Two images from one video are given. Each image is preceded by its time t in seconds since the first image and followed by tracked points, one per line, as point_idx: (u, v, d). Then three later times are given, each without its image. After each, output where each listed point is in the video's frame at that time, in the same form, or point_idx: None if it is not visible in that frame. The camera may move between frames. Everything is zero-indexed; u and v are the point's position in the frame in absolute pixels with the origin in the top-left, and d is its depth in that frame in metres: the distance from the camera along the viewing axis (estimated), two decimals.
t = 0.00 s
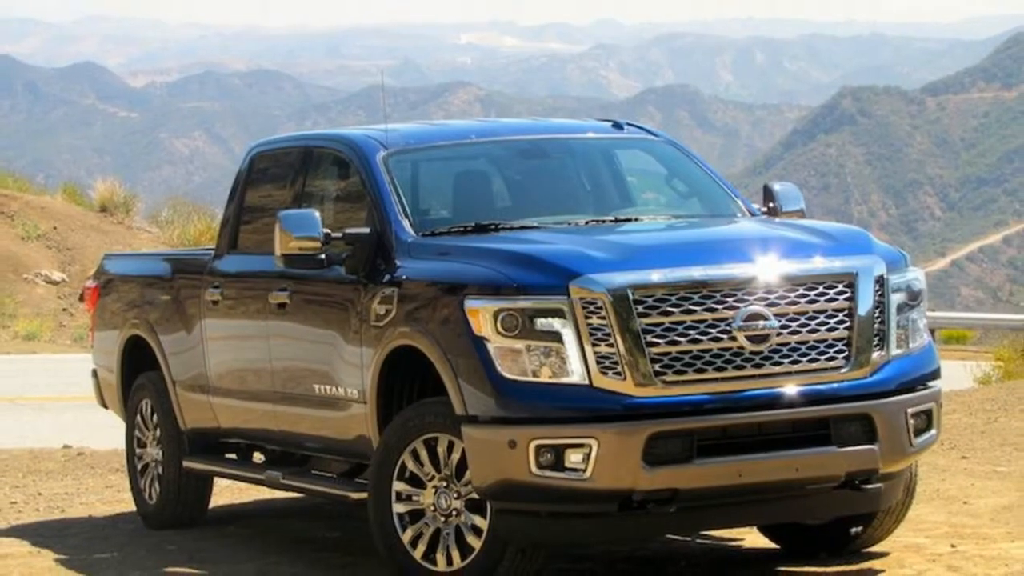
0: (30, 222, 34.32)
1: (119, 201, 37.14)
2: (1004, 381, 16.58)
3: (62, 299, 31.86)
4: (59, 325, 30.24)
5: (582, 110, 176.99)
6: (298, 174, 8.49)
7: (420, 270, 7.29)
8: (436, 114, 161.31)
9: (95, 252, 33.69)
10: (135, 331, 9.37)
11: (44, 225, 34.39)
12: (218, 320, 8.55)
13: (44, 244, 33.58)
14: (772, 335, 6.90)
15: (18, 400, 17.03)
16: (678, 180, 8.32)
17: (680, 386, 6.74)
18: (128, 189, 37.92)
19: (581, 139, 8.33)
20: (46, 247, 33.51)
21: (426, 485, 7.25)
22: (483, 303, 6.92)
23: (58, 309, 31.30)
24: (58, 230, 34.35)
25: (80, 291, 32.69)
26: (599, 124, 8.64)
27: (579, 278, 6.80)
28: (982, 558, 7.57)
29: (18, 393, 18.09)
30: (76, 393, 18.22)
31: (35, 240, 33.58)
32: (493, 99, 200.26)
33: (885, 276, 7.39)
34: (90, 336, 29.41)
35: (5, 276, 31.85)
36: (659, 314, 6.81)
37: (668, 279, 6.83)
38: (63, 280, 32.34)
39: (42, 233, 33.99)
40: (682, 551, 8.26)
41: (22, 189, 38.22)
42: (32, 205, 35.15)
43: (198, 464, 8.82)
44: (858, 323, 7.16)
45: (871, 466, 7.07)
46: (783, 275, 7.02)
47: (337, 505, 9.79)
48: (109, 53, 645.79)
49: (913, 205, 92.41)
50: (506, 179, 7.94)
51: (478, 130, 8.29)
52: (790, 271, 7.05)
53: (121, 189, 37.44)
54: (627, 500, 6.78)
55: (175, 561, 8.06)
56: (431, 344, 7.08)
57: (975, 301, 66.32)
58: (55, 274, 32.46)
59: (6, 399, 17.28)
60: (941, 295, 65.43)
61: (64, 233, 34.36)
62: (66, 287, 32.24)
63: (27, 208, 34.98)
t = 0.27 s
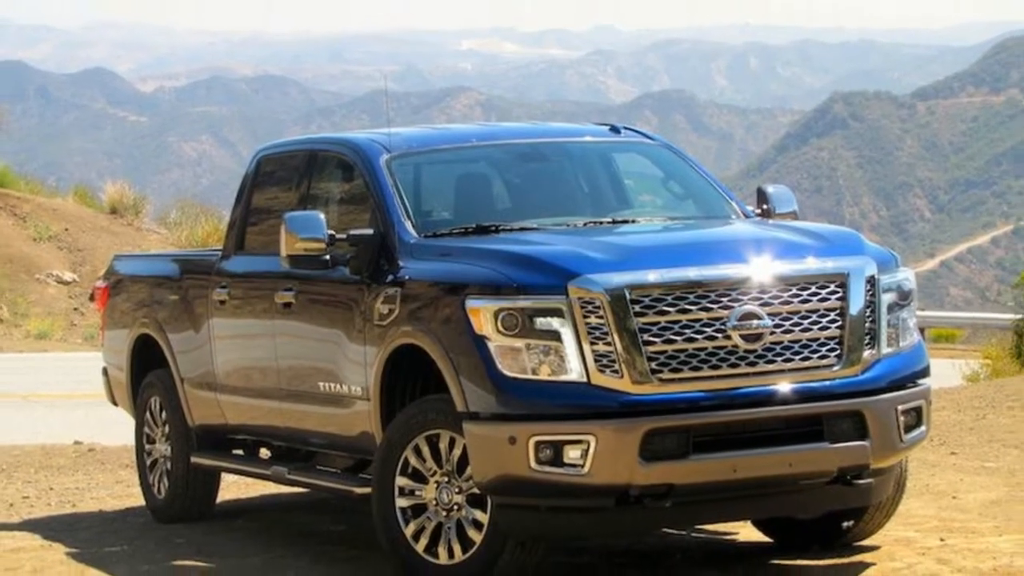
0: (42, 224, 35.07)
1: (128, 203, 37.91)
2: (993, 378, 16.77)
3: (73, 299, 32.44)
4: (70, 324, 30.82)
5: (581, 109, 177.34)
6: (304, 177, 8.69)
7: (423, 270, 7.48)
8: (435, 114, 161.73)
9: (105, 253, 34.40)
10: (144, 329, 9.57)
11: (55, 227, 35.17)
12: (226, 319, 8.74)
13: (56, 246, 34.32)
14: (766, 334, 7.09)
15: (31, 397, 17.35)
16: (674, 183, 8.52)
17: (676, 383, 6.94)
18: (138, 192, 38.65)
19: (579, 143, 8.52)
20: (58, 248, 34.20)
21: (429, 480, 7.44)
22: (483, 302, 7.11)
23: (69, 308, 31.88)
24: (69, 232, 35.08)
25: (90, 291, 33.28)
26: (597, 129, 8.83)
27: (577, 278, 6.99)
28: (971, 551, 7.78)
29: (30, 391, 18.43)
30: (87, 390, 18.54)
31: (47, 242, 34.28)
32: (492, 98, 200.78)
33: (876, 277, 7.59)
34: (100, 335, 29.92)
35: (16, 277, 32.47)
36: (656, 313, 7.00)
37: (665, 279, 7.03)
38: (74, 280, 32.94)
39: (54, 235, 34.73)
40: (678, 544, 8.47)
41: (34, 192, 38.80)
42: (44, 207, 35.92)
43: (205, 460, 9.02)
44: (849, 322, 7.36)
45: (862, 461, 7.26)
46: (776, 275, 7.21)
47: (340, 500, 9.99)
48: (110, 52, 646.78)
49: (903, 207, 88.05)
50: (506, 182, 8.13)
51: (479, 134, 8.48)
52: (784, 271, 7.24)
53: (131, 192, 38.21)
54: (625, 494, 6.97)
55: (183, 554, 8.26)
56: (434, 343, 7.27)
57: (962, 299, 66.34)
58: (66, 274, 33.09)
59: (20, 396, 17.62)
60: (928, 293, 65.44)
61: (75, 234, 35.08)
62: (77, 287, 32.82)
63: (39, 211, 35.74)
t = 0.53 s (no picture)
0: (53, 226, 35.72)
1: (138, 205, 38.62)
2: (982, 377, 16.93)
3: (84, 298, 32.95)
4: (81, 323, 31.31)
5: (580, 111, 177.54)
6: (309, 180, 8.89)
7: (424, 271, 7.68)
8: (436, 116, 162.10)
9: (115, 254, 35.00)
10: (153, 328, 9.77)
11: (66, 228, 35.84)
12: (233, 318, 8.95)
13: (67, 246, 34.95)
14: (759, 333, 7.29)
15: (42, 394, 17.66)
16: (670, 185, 8.73)
17: (671, 381, 7.14)
18: (148, 195, 39.28)
19: (579, 147, 8.72)
20: (69, 249, 34.83)
21: (431, 475, 7.64)
22: (484, 302, 7.31)
23: (80, 307, 32.40)
24: (81, 233, 35.77)
25: (101, 291, 33.82)
26: (595, 132, 9.03)
27: (575, 279, 7.19)
28: (960, 545, 8.01)
29: (41, 388, 18.73)
30: (97, 387, 18.85)
31: (58, 242, 34.93)
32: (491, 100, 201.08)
33: (866, 277, 7.80)
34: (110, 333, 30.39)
35: (29, 276, 33.01)
36: (652, 312, 7.21)
37: (660, 279, 7.23)
38: (85, 280, 33.49)
39: (65, 236, 35.40)
40: (674, 538, 8.68)
41: (45, 195, 39.31)
42: (55, 209, 36.64)
43: (213, 456, 9.23)
44: (841, 321, 7.57)
45: (853, 457, 7.47)
46: (769, 276, 7.41)
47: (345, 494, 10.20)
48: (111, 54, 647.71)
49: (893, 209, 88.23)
50: (506, 185, 8.33)
51: (479, 138, 8.68)
52: (777, 271, 7.45)
53: (140, 194, 38.92)
54: (622, 489, 7.17)
55: (192, 548, 8.48)
56: (436, 342, 7.47)
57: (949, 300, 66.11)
58: (77, 274, 33.63)
59: (33, 393, 17.93)
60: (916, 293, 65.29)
61: (86, 236, 35.76)
62: (88, 287, 33.34)
63: (50, 213, 36.44)
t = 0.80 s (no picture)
0: (65, 227, 36.66)
1: (147, 207, 39.47)
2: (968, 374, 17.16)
3: (94, 298, 33.88)
4: (92, 321, 32.17)
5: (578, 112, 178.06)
6: (314, 183, 9.10)
7: (427, 271, 7.89)
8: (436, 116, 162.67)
9: (125, 256, 36.03)
10: (162, 327, 9.99)
11: (77, 230, 36.78)
12: (240, 318, 9.16)
13: (79, 247, 35.91)
14: (753, 332, 7.51)
15: (53, 390, 17.99)
16: (666, 189, 8.95)
17: (667, 379, 7.35)
18: (157, 197, 40.20)
19: (577, 150, 8.94)
20: (80, 250, 35.80)
21: (433, 470, 7.85)
22: (485, 302, 7.53)
23: (91, 307, 33.26)
24: (91, 235, 36.73)
25: (111, 291, 34.80)
26: (593, 136, 9.24)
27: (574, 279, 7.40)
28: (948, 538, 8.25)
29: (52, 384, 19.07)
30: (107, 383, 19.19)
31: (70, 243, 35.93)
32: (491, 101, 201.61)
33: (857, 278, 8.02)
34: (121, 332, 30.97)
35: (42, 276, 33.89)
36: (649, 311, 7.42)
37: (657, 279, 7.44)
38: (95, 281, 34.43)
39: (77, 237, 36.35)
40: (670, 532, 8.90)
41: (58, 196, 40.11)
42: (67, 211, 37.53)
43: (221, 452, 9.45)
44: (832, 320, 7.78)
45: (844, 452, 7.68)
46: (762, 276, 7.63)
47: (349, 489, 10.42)
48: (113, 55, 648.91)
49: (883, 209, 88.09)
50: (507, 188, 8.54)
51: (480, 142, 8.90)
52: (770, 272, 7.66)
53: (150, 197, 39.83)
54: (619, 484, 7.38)
55: (200, 541, 8.72)
56: (438, 340, 7.68)
57: (937, 300, 66.29)
58: (88, 274, 34.60)
59: (44, 389, 18.27)
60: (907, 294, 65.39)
61: (96, 237, 36.75)
62: (98, 286, 34.32)
63: (62, 214, 37.33)
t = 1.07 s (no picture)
0: (77, 229, 37.73)
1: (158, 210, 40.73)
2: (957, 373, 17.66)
3: (106, 298, 34.94)
4: (104, 321, 33.27)
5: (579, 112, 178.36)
6: (319, 186, 9.33)
7: (429, 271, 8.12)
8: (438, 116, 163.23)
9: (135, 257, 37.16)
10: (171, 326, 10.22)
11: (88, 231, 37.90)
12: (247, 317, 9.39)
13: (90, 248, 37.01)
14: (746, 330, 7.74)
15: (65, 387, 18.35)
16: (662, 192, 9.18)
17: (662, 377, 7.58)
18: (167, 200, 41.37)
19: (576, 154, 9.16)
20: (91, 252, 36.90)
21: (435, 465, 8.07)
22: (485, 301, 7.75)
23: (102, 306, 34.36)
24: (102, 236, 37.80)
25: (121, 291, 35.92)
26: (591, 140, 9.47)
27: (572, 279, 7.63)
28: (937, 531, 8.50)
29: (63, 380, 19.46)
30: (116, 380, 19.56)
31: (82, 244, 37.01)
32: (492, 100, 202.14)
33: (848, 278, 8.24)
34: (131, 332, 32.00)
35: (55, 277, 35.00)
36: (645, 311, 7.65)
37: (653, 279, 7.67)
38: (107, 281, 35.50)
39: (88, 239, 37.42)
40: (667, 526, 9.14)
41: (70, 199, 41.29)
42: (78, 213, 38.63)
43: (228, 447, 9.67)
44: (824, 319, 8.00)
45: (835, 448, 7.90)
46: (756, 277, 7.86)
47: (354, 483, 10.64)
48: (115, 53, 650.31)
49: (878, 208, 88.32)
50: (507, 191, 8.77)
51: (481, 146, 9.13)
52: (763, 273, 7.89)
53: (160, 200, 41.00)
54: (616, 479, 7.59)
55: (208, 534, 8.96)
56: (439, 338, 7.91)
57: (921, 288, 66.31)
58: (99, 275, 35.70)
59: (56, 386, 18.64)
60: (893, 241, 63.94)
61: (107, 239, 37.82)
62: (109, 286, 35.38)
63: (74, 216, 38.37)
